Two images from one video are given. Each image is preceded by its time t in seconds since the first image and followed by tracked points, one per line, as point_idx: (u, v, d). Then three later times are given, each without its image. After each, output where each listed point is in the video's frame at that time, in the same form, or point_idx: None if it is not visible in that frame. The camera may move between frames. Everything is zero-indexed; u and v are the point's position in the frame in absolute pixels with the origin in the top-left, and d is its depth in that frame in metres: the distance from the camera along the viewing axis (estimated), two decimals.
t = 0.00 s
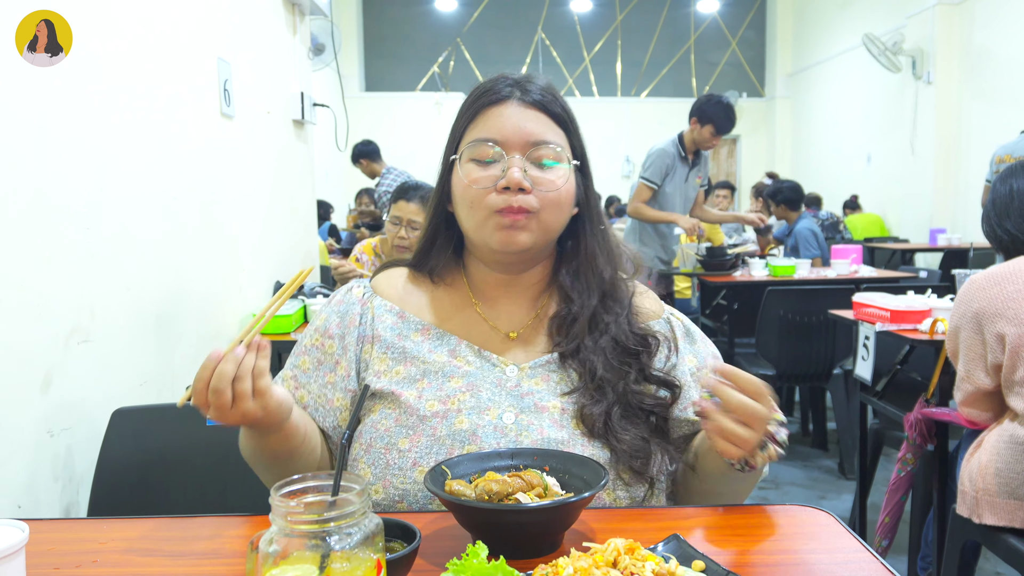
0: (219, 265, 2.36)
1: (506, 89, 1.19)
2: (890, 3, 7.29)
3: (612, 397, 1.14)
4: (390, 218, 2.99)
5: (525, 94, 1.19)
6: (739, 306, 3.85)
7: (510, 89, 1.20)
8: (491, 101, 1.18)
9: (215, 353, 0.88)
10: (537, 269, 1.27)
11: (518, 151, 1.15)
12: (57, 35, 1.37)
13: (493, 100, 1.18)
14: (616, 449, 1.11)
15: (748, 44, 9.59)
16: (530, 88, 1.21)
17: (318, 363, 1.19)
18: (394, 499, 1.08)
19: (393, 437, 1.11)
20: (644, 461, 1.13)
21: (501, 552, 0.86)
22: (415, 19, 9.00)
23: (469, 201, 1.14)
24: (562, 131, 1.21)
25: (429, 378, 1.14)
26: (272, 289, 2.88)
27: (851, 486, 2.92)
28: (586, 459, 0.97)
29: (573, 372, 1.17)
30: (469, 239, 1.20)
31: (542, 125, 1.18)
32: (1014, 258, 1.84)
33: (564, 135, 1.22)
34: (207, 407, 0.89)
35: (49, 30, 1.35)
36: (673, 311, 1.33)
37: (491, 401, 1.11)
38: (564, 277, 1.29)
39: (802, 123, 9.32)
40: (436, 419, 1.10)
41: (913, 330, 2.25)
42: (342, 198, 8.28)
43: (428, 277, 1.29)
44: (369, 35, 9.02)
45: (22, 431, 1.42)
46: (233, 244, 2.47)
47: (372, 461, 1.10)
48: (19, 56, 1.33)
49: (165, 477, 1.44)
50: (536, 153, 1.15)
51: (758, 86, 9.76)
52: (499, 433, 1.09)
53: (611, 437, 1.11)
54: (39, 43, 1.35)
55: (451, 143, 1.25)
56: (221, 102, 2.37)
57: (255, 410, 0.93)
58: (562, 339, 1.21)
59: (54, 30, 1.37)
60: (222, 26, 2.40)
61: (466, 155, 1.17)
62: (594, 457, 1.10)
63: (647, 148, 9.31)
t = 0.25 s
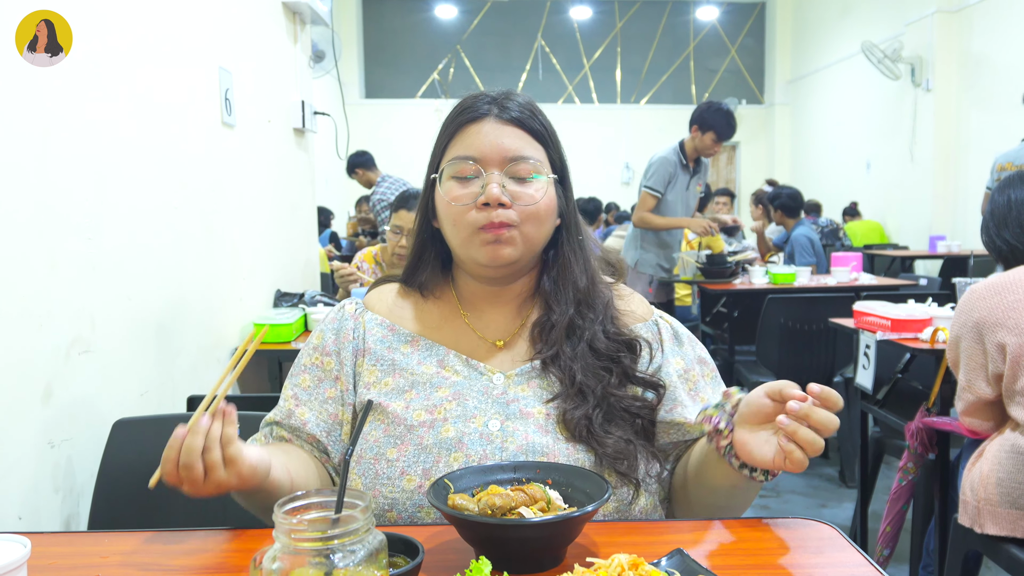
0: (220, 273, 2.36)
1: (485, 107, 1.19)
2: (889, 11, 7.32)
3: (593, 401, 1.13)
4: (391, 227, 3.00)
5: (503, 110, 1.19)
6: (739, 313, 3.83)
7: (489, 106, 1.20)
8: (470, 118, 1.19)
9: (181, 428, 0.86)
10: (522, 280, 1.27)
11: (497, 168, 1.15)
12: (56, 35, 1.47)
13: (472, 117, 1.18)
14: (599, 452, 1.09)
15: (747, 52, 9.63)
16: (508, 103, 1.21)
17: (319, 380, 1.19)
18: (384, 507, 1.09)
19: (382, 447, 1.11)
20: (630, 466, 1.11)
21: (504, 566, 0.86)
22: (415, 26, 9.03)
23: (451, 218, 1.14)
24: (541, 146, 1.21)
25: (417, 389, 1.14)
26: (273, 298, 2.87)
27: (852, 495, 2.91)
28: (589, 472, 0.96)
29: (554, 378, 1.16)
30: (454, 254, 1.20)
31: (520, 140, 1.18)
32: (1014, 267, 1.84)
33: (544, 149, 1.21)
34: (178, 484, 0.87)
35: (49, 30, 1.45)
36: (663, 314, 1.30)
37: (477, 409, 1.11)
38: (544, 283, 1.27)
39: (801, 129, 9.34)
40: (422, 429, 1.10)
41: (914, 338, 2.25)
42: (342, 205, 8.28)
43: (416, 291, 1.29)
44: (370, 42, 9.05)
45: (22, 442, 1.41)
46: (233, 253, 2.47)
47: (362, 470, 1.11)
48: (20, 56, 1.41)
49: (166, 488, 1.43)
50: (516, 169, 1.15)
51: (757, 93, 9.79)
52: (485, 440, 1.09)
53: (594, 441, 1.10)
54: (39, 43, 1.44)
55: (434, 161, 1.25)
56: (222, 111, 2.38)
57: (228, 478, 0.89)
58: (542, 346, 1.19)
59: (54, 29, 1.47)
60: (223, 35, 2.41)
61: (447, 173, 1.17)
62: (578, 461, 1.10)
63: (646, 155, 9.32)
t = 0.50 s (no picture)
0: (221, 278, 2.36)
1: (478, 110, 1.19)
2: (889, 16, 7.34)
3: (587, 404, 1.13)
4: (394, 230, 3.01)
5: (496, 113, 1.19)
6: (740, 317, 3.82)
7: (482, 110, 1.20)
8: (463, 122, 1.19)
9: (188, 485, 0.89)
10: (516, 282, 1.26)
11: (491, 170, 1.15)
12: (56, 35, 1.40)
13: (465, 121, 1.18)
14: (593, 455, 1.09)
15: (748, 56, 9.65)
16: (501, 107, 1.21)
17: (321, 390, 1.17)
18: (383, 516, 1.08)
19: (378, 456, 1.10)
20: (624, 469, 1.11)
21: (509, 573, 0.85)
22: (416, 30, 9.06)
23: (445, 220, 1.14)
24: (535, 149, 1.21)
25: (413, 397, 1.13)
26: (274, 301, 2.87)
27: (854, 500, 2.90)
28: (592, 477, 0.96)
29: (547, 380, 1.16)
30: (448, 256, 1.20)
31: (514, 141, 1.17)
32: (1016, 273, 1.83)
33: (537, 151, 1.21)
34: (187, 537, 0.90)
35: (49, 30, 1.39)
36: (658, 315, 1.29)
37: (473, 416, 1.11)
38: (538, 285, 1.27)
39: (801, 134, 9.36)
40: (418, 436, 1.09)
41: (917, 343, 2.25)
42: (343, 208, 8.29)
43: (411, 296, 1.29)
44: (371, 47, 9.08)
45: (24, 446, 1.41)
46: (235, 257, 2.47)
47: (358, 480, 1.10)
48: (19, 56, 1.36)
49: (167, 493, 1.43)
50: (510, 170, 1.15)
51: (758, 97, 9.80)
52: (480, 447, 1.08)
53: (589, 444, 1.10)
54: (39, 44, 1.38)
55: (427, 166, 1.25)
56: (225, 116, 2.38)
57: (240, 534, 0.92)
58: (535, 348, 1.19)
59: (54, 30, 1.41)
60: (225, 39, 2.42)
61: (440, 176, 1.17)
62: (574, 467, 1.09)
63: (647, 159, 9.33)
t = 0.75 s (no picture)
0: (224, 281, 2.37)
1: (483, 115, 1.19)
2: (891, 20, 7.35)
3: (589, 412, 1.13)
4: (397, 232, 3.01)
5: (500, 118, 1.19)
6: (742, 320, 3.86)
7: (486, 115, 1.20)
8: (467, 127, 1.18)
9: (214, 478, 0.89)
10: (520, 288, 1.26)
11: (497, 176, 1.15)
12: (56, 35, 1.35)
13: (469, 126, 1.18)
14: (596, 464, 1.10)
15: (749, 60, 9.66)
16: (505, 112, 1.21)
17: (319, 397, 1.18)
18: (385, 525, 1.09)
19: (380, 465, 1.10)
20: (627, 477, 1.11)
21: None
22: (418, 33, 9.08)
23: (452, 227, 1.14)
24: (539, 154, 1.21)
25: (414, 405, 1.13)
26: (276, 304, 2.88)
27: (855, 504, 2.90)
28: (596, 482, 0.96)
29: (550, 388, 1.16)
30: (453, 262, 1.20)
31: (519, 147, 1.17)
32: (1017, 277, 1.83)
33: (542, 156, 1.21)
34: (200, 531, 0.89)
35: (49, 30, 1.33)
36: (660, 321, 1.29)
37: (475, 424, 1.11)
38: (541, 293, 1.27)
39: (803, 138, 9.36)
40: (420, 445, 1.09)
41: (919, 347, 2.25)
42: (345, 211, 8.29)
43: (413, 302, 1.28)
44: (373, 50, 9.09)
45: (28, 449, 1.41)
46: (237, 260, 2.48)
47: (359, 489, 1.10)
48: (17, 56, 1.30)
49: (169, 496, 1.43)
50: (515, 176, 1.15)
51: (759, 101, 9.81)
52: (483, 455, 1.08)
53: (592, 452, 1.10)
54: (39, 43, 1.32)
55: (430, 172, 1.25)
56: (228, 119, 2.39)
57: (254, 534, 0.93)
58: (538, 355, 1.20)
59: (54, 30, 1.35)
60: (229, 42, 2.43)
61: (446, 182, 1.17)
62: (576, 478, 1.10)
63: (649, 162, 9.34)
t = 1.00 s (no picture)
0: (228, 285, 2.37)
1: (492, 122, 1.19)
2: (893, 24, 7.36)
3: (597, 419, 1.13)
4: (402, 235, 3.01)
5: (509, 126, 1.20)
6: (745, 325, 3.90)
7: (495, 122, 1.20)
8: (477, 134, 1.19)
9: (224, 482, 0.90)
10: (528, 294, 1.26)
11: (506, 183, 1.15)
12: (56, 34, 1.42)
13: (479, 133, 1.19)
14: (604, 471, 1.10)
15: (752, 64, 9.67)
16: (515, 118, 1.21)
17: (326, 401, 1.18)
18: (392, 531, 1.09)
19: (387, 470, 1.10)
20: (634, 485, 1.11)
21: None
22: (421, 37, 9.10)
23: (460, 233, 1.14)
24: (548, 160, 1.21)
25: (422, 411, 1.13)
26: (280, 308, 2.88)
27: (859, 509, 2.90)
28: (602, 487, 0.96)
29: (557, 395, 1.17)
30: (461, 268, 1.20)
31: (528, 154, 1.18)
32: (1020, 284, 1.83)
33: (551, 163, 1.22)
34: (208, 535, 0.90)
35: (49, 29, 1.40)
36: (668, 330, 1.30)
37: (483, 430, 1.11)
38: (550, 300, 1.27)
39: (805, 142, 9.37)
40: (428, 451, 1.09)
41: (923, 353, 2.25)
42: (348, 214, 8.30)
43: (421, 308, 1.29)
44: (376, 53, 9.12)
45: (33, 453, 1.42)
46: (241, 264, 2.48)
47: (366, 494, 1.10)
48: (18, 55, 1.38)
49: (173, 500, 1.43)
50: (524, 184, 1.15)
51: (762, 105, 9.82)
52: (490, 462, 1.09)
53: (600, 459, 1.10)
54: (40, 42, 1.39)
55: (439, 178, 1.26)
56: (232, 123, 2.39)
57: (260, 540, 0.93)
58: (546, 361, 1.20)
59: (54, 29, 1.42)
60: (234, 47, 2.43)
61: (455, 188, 1.17)
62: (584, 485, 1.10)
63: (651, 166, 9.35)
